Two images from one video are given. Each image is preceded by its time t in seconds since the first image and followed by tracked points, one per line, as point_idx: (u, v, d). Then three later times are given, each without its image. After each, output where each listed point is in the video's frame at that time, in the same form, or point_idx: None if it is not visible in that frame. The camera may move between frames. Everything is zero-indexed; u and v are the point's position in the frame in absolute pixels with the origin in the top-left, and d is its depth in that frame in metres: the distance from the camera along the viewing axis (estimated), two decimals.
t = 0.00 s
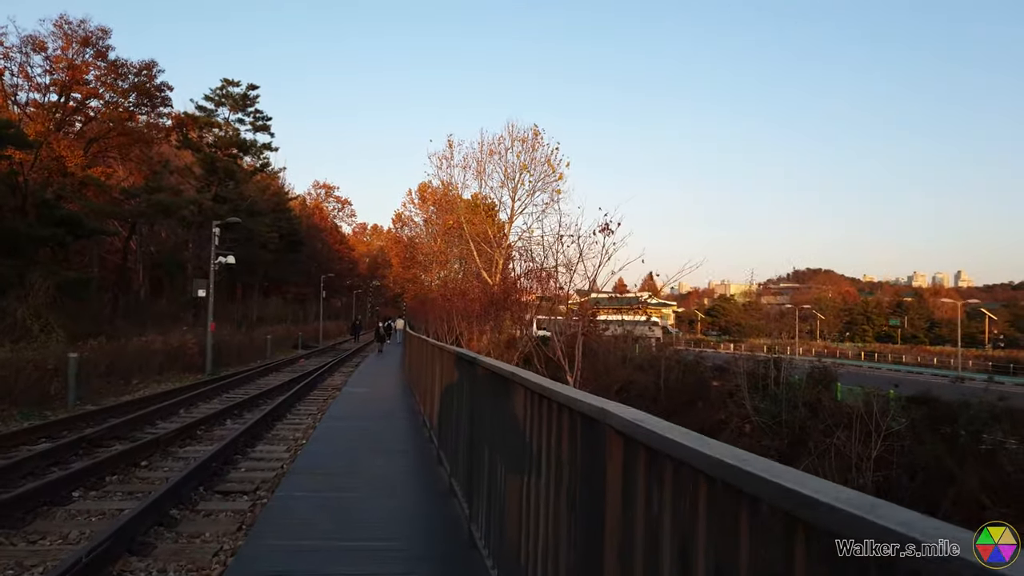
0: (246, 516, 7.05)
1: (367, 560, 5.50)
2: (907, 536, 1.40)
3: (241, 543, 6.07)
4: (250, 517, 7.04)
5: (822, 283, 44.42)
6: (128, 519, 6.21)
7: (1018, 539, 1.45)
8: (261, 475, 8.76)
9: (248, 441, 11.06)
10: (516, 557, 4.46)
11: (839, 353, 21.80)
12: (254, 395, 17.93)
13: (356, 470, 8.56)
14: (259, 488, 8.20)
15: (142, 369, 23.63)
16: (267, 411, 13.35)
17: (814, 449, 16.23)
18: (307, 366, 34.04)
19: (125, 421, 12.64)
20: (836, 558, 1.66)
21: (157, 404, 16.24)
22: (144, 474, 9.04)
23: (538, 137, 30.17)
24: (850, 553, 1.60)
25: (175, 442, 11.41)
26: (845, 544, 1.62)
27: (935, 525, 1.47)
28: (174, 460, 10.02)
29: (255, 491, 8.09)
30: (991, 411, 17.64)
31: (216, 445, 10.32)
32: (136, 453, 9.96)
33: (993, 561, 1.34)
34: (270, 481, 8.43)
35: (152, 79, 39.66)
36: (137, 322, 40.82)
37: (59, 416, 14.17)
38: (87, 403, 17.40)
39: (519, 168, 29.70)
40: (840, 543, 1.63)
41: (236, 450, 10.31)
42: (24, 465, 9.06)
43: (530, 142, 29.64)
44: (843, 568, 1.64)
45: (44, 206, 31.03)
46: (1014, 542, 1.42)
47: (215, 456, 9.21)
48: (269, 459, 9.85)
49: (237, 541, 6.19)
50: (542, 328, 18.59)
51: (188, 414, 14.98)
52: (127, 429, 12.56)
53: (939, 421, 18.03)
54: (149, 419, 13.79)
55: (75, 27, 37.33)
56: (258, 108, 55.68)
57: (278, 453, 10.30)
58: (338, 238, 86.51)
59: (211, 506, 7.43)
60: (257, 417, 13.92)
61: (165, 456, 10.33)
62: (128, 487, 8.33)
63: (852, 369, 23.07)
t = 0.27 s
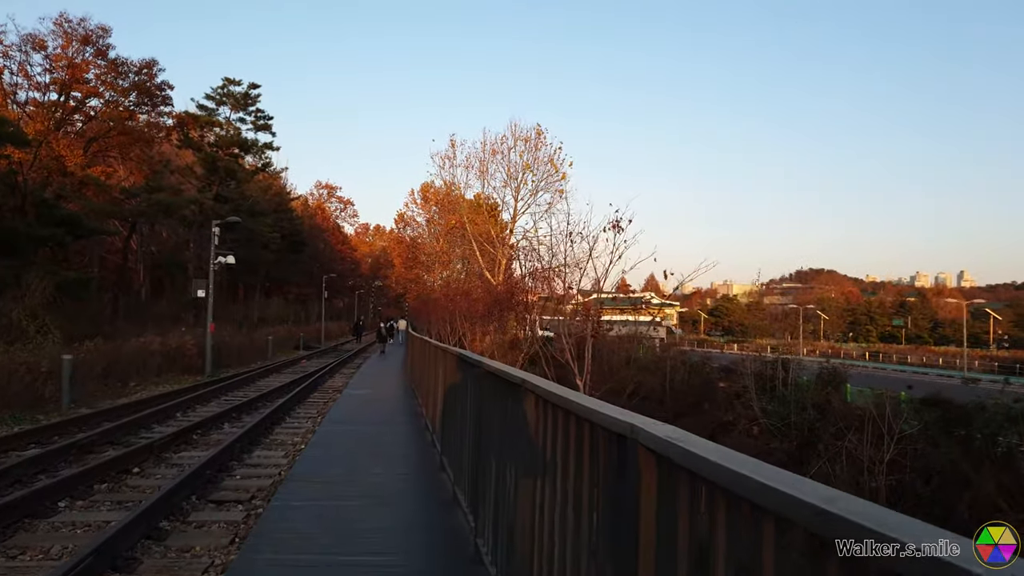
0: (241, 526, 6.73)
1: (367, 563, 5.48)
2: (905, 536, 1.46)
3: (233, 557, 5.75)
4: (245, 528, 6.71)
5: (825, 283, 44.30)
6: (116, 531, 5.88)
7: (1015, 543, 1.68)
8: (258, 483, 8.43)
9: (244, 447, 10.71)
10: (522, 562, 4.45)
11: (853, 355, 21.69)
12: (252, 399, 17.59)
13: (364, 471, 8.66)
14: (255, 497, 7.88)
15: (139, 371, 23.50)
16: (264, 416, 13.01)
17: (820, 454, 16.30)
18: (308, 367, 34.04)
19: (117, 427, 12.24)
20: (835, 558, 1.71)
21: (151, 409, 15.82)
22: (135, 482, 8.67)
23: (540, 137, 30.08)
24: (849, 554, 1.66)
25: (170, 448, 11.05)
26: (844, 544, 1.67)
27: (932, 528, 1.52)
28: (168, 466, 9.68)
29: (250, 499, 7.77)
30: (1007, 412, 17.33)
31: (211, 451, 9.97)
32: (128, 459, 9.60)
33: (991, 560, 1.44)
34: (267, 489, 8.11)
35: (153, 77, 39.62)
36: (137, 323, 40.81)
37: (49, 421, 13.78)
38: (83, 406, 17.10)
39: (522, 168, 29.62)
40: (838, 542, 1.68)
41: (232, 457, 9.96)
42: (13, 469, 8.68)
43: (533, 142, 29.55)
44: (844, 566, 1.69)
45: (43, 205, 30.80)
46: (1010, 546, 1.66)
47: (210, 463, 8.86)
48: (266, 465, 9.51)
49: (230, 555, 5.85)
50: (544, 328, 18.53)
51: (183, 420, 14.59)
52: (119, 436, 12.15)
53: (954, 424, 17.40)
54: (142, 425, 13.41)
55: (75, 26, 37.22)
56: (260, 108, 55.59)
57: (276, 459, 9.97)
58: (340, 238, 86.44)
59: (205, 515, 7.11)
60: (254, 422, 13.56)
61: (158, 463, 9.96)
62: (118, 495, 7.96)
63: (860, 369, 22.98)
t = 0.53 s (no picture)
0: (234, 536, 6.57)
1: (365, 569, 5.47)
2: (909, 534, 1.45)
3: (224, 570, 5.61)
4: (241, 537, 6.58)
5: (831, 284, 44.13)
6: (103, 543, 5.72)
7: (1017, 544, 1.49)
8: (255, 489, 8.30)
9: (242, 450, 10.59)
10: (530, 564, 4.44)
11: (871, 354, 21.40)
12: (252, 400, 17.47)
13: (364, 475, 8.62)
14: (252, 503, 7.76)
15: (138, 372, 23.44)
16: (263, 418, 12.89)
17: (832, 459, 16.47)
18: (310, 368, 34.00)
19: (112, 429, 12.10)
20: (836, 555, 1.73)
21: (148, 410, 15.69)
22: (128, 488, 8.53)
23: (544, 137, 29.98)
24: (850, 553, 1.68)
25: (166, 451, 10.91)
26: (844, 544, 1.70)
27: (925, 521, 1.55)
28: (164, 471, 9.54)
29: (246, 507, 7.63)
30: None
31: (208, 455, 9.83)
32: (122, 463, 9.44)
33: (990, 558, 1.42)
34: (265, 496, 7.99)
35: (154, 76, 39.65)
36: (139, 324, 40.81)
37: (45, 422, 13.66)
38: (80, 408, 16.99)
39: (526, 168, 29.53)
40: (838, 543, 1.71)
41: (230, 460, 9.82)
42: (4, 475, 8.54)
43: (537, 142, 29.46)
44: (843, 566, 1.73)
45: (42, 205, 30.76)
46: (1012, 545, 1.47)
47: (206, 468, 8.72)
48: (264, 470, 9.38)
49: (221, 568, 5.70)
50: (547, 330, 18.60)
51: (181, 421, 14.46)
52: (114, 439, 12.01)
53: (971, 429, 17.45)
54: (138, 426, 13.27)
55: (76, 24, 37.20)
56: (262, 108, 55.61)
57: (275, 463, 9.85)
58: (343, 239, 86.40)
59: (198, 524, 6.96)
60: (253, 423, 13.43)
61: (154, 467, 9.82)
62: (109, 503, 7.80)
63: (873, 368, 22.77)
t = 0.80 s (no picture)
0: (227, 549, 6.37)
1: None
2: (908, 535, 1.44)
3: None
4: (233, 550, 6.38)
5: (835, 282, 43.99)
6: (87, 560, 5.50)
7: (1012, 542, 1.72)
8: (251, 498, 8.10)
9: (241, 456, 10.41)
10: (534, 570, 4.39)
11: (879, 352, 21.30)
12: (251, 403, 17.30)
13: (365, 480, 8.59)
14: (249, 514, 7.56)
15: (137, 374, 23.37)
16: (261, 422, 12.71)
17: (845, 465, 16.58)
18: (313, 369, 33.99)
19: (105, 433, 11.91)
20: (836, 558, 1.70)
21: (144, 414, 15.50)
22: (118, 497, 8.32)
23: (547, 136, 29.89)
24: (850, 554, 1.64)
25: (161, 458, 10.72)
26: (843, 544, 1.66)
27: (921, 524, 1.53)
28: (157, 479, 9.35)
29: (241, 517, 7.43)
30: None
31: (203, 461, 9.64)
32: (113, 471, 9.23)
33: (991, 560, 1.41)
34: (261, 506, 7.81)
35: (155, 75, 39.67)
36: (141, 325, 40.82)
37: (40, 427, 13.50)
38: (76, 411, 16.85)
39: (530, 167, 29.45)
40: (837, 542, 1.68)
41: (226, 468, 9.64)
42: None
43: (540, 140, 29.38)
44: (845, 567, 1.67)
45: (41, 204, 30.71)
46: (1007, 543, 1.69)
47: (201, 476, 8.53)
48: (262, 478, 9.21)
49: None
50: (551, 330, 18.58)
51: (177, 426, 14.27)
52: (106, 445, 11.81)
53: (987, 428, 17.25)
54: (133, 432, 13.08)
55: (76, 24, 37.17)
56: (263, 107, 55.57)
57: (273, 470, 9.67)
58: (346, 239, 86.39)
59: (189, 536, 6.75)
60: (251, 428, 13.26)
61: (147, 475, 9.64)
62: (98, 514, 7.59)
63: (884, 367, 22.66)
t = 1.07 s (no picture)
0: (214, 562, 6.12)
1: None
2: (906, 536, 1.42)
3: None
4: (221, 562, 6.14)
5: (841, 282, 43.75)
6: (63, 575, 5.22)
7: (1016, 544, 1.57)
8: (243, 505, 7.86)
9: (234, 459, 10.20)
10: None
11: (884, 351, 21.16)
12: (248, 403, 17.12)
13: (364, 482, 8.55)
14: (239, 522, 7.32)
15: (134, 373, 23.26)
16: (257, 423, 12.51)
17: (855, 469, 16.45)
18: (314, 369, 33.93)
19: (95, 434, 11.67)
20: (841, 556, 1.65)
21: (137, 414, 15.28)
22: (105, 502, 8.08)
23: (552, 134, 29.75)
24: (852, 554, 1.61)
25: (152, 461, 10.49)
26: (843, 544, 1.62)
27: (927, 525, 1.49)
28: (147, 484, 9.10)
29: (232, 526, 7.18)
30: None
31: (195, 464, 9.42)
32: (99, 475, 8.96)
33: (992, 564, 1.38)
34: (253, 513, 7.59)
35: (156, 71, 39.62)
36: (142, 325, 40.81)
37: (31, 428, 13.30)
38: (70, 411, 16.69)
39: (534, 165, 29.31)
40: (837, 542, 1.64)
41: (219, 472, 9.41)
42: None
43: (545, 138, 29.23)
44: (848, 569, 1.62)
45: (40, 201, 30.65)
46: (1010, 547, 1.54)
47: (191, 481, 8.30)
48: (255, 482, 8.99)
49: None
50: (555, 330, 18.43)
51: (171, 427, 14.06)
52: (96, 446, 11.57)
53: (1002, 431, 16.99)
54: (124, 433, 12.85)
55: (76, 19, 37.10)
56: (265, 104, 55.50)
57: (268, 474, 9.46)
58: (349, 237, 86.30)
59: (176, 547, 6.48)
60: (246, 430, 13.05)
61: (137, 479, 9.42)
62: (81, 521, 7.31)
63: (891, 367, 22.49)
